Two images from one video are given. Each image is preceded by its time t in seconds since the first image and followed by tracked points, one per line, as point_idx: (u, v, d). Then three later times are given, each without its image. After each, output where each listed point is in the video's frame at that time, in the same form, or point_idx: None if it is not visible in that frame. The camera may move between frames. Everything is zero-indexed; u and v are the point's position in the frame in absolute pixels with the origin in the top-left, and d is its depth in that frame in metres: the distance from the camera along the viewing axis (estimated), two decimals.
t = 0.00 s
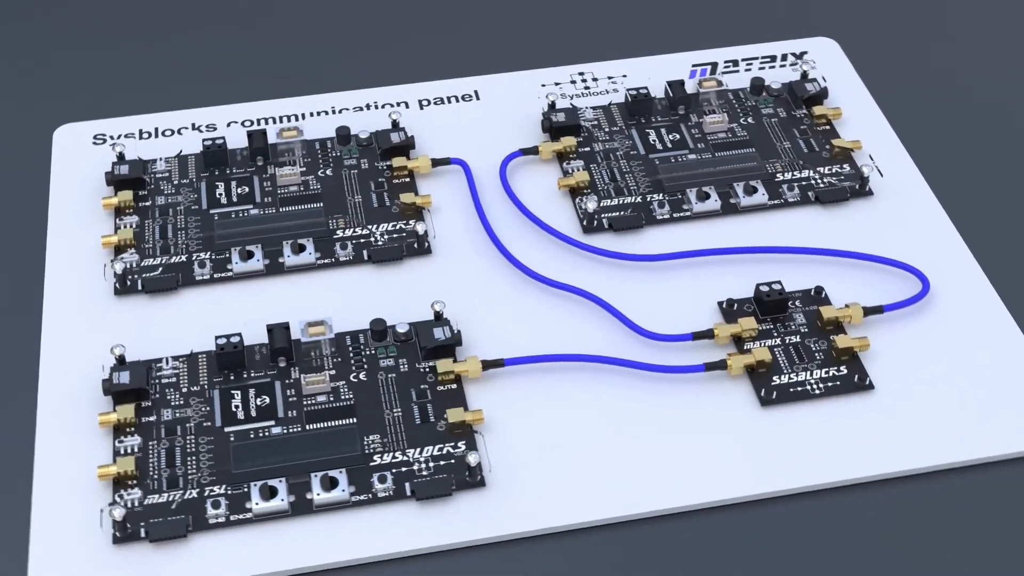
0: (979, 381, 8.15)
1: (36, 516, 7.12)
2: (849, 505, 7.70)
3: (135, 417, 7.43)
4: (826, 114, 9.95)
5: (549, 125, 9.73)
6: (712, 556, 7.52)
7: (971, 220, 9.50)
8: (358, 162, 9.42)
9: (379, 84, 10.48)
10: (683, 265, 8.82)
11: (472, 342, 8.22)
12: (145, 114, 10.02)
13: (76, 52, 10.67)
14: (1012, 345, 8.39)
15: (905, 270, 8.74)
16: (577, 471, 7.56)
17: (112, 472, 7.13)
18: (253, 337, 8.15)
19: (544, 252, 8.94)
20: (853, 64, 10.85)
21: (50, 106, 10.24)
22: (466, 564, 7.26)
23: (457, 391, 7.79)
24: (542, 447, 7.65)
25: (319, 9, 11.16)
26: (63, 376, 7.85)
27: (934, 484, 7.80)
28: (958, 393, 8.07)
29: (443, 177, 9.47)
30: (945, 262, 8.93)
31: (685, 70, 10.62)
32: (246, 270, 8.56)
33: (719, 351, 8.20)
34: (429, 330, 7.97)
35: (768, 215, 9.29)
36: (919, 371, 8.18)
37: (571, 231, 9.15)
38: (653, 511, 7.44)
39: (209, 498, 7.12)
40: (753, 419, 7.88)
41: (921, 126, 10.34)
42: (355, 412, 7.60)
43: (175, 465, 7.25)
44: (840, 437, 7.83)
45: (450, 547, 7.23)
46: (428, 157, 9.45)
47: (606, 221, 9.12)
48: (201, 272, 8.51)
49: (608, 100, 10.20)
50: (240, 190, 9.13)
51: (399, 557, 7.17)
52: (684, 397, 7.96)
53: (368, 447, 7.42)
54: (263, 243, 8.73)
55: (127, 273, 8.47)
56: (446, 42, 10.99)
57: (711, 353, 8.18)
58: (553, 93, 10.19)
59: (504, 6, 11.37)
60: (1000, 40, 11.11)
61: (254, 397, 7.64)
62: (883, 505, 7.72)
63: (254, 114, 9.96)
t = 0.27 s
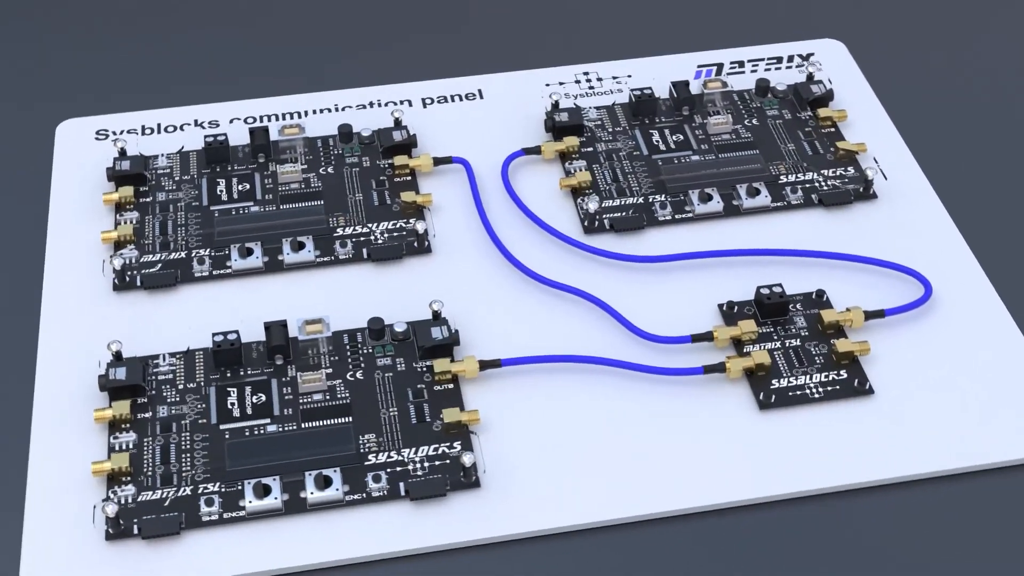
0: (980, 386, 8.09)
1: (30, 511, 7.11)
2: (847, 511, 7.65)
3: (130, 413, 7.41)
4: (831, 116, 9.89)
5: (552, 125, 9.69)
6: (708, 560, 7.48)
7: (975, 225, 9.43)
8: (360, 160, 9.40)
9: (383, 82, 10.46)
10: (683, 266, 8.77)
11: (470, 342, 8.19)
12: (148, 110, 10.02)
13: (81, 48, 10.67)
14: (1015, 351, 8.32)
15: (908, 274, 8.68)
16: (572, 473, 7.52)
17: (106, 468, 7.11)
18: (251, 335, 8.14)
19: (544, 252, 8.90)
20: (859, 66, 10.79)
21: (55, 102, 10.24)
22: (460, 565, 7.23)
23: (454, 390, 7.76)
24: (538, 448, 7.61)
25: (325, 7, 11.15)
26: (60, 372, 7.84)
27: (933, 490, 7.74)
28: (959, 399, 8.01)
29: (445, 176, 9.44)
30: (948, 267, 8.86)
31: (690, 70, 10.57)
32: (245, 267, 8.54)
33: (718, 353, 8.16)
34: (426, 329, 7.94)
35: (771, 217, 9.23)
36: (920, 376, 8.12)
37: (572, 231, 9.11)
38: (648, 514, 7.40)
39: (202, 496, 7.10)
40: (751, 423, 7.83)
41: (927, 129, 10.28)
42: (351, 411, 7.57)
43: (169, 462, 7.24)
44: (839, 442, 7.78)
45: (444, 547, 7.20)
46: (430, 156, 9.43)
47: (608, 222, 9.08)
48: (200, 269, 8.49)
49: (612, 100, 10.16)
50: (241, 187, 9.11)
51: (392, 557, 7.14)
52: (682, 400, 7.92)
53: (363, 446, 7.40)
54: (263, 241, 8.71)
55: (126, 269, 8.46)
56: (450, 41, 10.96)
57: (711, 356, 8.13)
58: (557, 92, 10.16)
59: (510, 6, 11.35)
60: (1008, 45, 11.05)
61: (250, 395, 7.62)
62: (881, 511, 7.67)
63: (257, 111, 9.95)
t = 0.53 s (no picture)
0: (981, 391, 8.03)
1: (24, 506, 7.10)
2: (845, 516, 7.59)
3: (126, 409, 7.40)
4: (836, 119, 9.83)
5: (555, 125, 9.65)
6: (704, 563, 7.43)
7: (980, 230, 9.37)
8: (361, 158, 9.38)
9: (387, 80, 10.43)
10: (684, 268, 8.73)
11: (468, 341, 8.16)
12: (151, 105, 10.01)
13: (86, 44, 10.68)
14: (1017, 357, 8.25)
15: (910, 279, 8.62)
16: (568, 475, 7.48)
17: (100, 464, 7.10)
18: (248, 332, 8.12)
19: (545, 252, 8.86)
20: (866, 69, 10.73)
21: (59, 98, 10.26)
22: (454, 565, 7.20)
23: (451, 390, 7.73)
24: (533, 449, 7.57)
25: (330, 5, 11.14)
26: (57, 367, 7.83)
27: (932, 497, 7.68)
28: (960, 404, 7.95)
29: (446, 175, 9.41)
30: (952, 271, 8.79)
31: (696, 71, 10.52)
32: (245, 264, 8.52)
33: (718, 356, 8.11)
34: (424, 329, 7.91)
35: (774, 219, 9.18)
36: (921, 382, 8.06)
37: (573, 231, 9.07)
38: (644, 517, 7.35)
39: (196, 493, 7.09)
40: (750, 426, 7.78)
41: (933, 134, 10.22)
42: (347, 410, 7.55)
43: (164, 458, 7.22)
44: (838, 447, 7.72)
45: (437, 548, 7.17)
46: (432, 155, 9.40)
47: (609, 223, 9.04)
48: (198, 266, 8.48)
49: (616, 100, 10.11)
50: (242, 184, 9.10)
51: (385, 556, 7.12)
52: (680, 402, 7.87)
53: (358, 445, 7.37)
54: (263, 238, 8.69)
55: (125, 265, 8.45)
56: (455, 41, 10.94)
57: (709, 358, 8.09)
58: (561, 92, 10.12)
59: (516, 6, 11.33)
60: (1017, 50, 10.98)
61: (246, 392, 7.60)
62: (879, 517, 7.61)
63: (260, 108, 9.93)
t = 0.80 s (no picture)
0: (983, 397, 7.96)
1: (17, 500, 7.10)
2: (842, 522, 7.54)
3: (121, 405, 7.39)
4: (842, 121, 9.76)
5: (559, 125, 9.61)
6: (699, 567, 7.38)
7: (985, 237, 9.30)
8: (363, 155, 9.35)
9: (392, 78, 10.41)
10: (685, 270, 8.67)
11: (466, 341, 8.13)
12: (155, 101, 10.01)
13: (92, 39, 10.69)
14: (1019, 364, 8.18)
15: (913, 284, 8.55)
16: (563, 476, 7.44)
17: (94, 459, 7.09)
18: (245, 329, 8.10)
19: (545, 252, 8.83)
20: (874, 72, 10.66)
21: (64, 93, 10.26)
22: (447, 566, 7.17)
23: (447, 390, 7.69)
24: (528, 451, 7.54)
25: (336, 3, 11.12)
26: (54, 361, 7.82)
27: (931, 504, 7.62)
28: (960, 411, 7.88)
29: (448, 174, 9.39)
30: (955, 277, 8.72)
31: (702, 72, 10.46)
32: (244, 260, 8.50)
33: (717, 359, 8.05)
34: (421, 328, 7.88)
35: (777, 222, 9.11)
36: (921, 388, 7.99)
37: (574, 232, 9.03)
38: (638, 520, 7.30)
39: (189, 490, 7.07)
40: (747, 430, 7.73)
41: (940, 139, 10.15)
42: (342, 408, 7.52)
43: (157, 454, 7.21)
44: (836, 452, 7.66)
45: (430, 548, 7.14)
46: (434, 153, 9.37)
47: (610, 223, 8.99)
48: (198, 262, 8.47)
49: (621, 100, 10.07)
50: (243, 180, 9.08)
51: (378, 556, 7.10)
52: (678, 405, 7.82)
53: (352, 444, 7.34)
54: (262, 235, 8.68)
55: (124, 260, 8.44)
56: (461, 40, 10.91)
57: (708, 361, 8.03)
58: (566, 92, 10.08)
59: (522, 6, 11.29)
60: None
61: (241, 389, 7.58)
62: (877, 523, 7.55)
63: (263, 104, 9.92)
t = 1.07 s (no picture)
0: (984, 404, 7.89)
1: (11, 495, 7.10)
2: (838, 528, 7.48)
3: (116, 400, 7.38)
4: (847, 124, 9.70)
5: (562, 125, 9.57)
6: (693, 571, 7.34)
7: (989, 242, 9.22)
8: (365, 154, 9.33)
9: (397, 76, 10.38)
10: (685, 272, 8.62)
11: (464, 341, 8.10)
12: (159, 97, 10.01)
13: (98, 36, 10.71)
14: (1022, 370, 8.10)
15: (915, 288, 8.48)
16: (558, 479, 7.40)
17: (88, 454, 7.08)
18: (243, 326, 8.09)
19: (546, 253, 8.79)
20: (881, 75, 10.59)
21: (68, 89, 10.28)
22: (440, 566, 7.13)
23: (444, 390, 7.66)
24: (524, 452, 7.50)
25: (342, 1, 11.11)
26: (51, 356, 7.82)
27: (929, 510, 7.55)
28: (960, 417, 7.82)
29: (450, 173, 9.36)
30: (959, 282, 8.65)
31: (708, 74, 10.41)
32: (244, 257, 8.49)
33: (715, 362, 8.01)
34: (419, 327, 7.86)
35: (780, 224, 9.06)
36: (921, 393, 7.93)
37: (575, 232, 8.99)
38: (633, 523, 7.26)
39: (182, 486, 7.06)
40: (745, 434, 7.68)
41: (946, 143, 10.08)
42: (338, 407, 7.50)
43: (152, 451, 7.20)
44: (833, 457, 7.61)
45: (423, 548, 7.11)
46: (436, 152, 9.34)
47: (612, 224, 8.95)
48: (197, 258, 8.46)
49: (625, 101, 10.02)
50: (245, 177, 9.07)
51: (371, 556, 7.07)
52: (675, 408, 7.78)
53: (347, 442, 7.32)
54: (262, 232, 8.66)
55: (124, 255, 8.44)
56: (466, 39, 10.89)
57: (707, 364, 7.99)
58: (570, 92, 10.04)
59: (528, 6, 11.26)
60: None
61: (237, 386, 7.57)
62: (873, 529, 7.49)
63: (267, 101, 9.91)
